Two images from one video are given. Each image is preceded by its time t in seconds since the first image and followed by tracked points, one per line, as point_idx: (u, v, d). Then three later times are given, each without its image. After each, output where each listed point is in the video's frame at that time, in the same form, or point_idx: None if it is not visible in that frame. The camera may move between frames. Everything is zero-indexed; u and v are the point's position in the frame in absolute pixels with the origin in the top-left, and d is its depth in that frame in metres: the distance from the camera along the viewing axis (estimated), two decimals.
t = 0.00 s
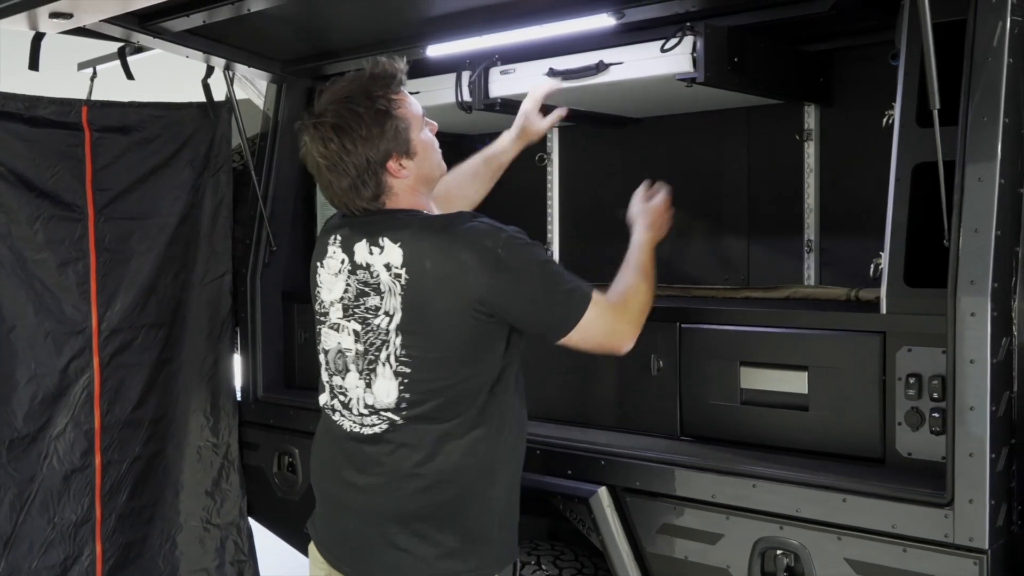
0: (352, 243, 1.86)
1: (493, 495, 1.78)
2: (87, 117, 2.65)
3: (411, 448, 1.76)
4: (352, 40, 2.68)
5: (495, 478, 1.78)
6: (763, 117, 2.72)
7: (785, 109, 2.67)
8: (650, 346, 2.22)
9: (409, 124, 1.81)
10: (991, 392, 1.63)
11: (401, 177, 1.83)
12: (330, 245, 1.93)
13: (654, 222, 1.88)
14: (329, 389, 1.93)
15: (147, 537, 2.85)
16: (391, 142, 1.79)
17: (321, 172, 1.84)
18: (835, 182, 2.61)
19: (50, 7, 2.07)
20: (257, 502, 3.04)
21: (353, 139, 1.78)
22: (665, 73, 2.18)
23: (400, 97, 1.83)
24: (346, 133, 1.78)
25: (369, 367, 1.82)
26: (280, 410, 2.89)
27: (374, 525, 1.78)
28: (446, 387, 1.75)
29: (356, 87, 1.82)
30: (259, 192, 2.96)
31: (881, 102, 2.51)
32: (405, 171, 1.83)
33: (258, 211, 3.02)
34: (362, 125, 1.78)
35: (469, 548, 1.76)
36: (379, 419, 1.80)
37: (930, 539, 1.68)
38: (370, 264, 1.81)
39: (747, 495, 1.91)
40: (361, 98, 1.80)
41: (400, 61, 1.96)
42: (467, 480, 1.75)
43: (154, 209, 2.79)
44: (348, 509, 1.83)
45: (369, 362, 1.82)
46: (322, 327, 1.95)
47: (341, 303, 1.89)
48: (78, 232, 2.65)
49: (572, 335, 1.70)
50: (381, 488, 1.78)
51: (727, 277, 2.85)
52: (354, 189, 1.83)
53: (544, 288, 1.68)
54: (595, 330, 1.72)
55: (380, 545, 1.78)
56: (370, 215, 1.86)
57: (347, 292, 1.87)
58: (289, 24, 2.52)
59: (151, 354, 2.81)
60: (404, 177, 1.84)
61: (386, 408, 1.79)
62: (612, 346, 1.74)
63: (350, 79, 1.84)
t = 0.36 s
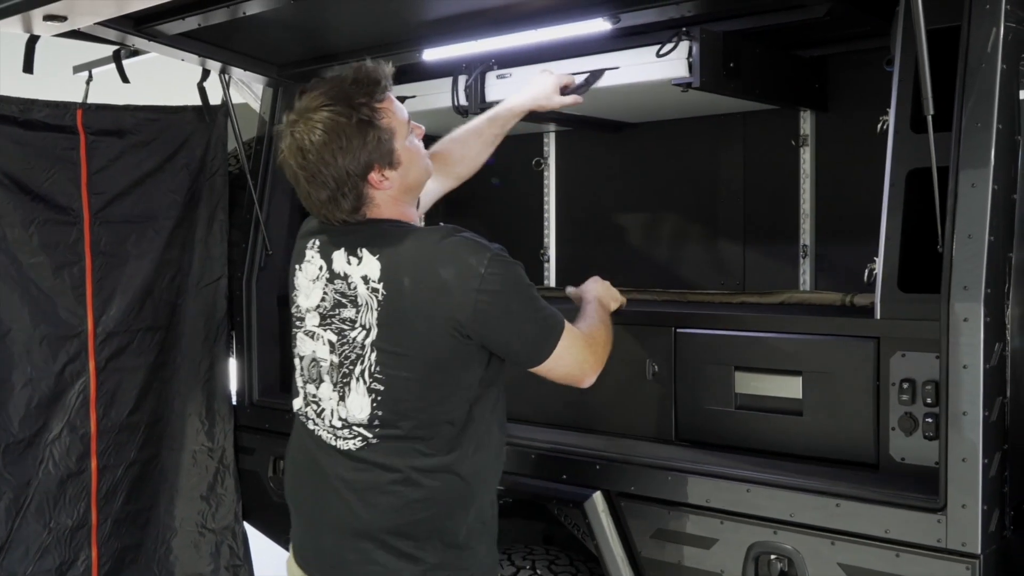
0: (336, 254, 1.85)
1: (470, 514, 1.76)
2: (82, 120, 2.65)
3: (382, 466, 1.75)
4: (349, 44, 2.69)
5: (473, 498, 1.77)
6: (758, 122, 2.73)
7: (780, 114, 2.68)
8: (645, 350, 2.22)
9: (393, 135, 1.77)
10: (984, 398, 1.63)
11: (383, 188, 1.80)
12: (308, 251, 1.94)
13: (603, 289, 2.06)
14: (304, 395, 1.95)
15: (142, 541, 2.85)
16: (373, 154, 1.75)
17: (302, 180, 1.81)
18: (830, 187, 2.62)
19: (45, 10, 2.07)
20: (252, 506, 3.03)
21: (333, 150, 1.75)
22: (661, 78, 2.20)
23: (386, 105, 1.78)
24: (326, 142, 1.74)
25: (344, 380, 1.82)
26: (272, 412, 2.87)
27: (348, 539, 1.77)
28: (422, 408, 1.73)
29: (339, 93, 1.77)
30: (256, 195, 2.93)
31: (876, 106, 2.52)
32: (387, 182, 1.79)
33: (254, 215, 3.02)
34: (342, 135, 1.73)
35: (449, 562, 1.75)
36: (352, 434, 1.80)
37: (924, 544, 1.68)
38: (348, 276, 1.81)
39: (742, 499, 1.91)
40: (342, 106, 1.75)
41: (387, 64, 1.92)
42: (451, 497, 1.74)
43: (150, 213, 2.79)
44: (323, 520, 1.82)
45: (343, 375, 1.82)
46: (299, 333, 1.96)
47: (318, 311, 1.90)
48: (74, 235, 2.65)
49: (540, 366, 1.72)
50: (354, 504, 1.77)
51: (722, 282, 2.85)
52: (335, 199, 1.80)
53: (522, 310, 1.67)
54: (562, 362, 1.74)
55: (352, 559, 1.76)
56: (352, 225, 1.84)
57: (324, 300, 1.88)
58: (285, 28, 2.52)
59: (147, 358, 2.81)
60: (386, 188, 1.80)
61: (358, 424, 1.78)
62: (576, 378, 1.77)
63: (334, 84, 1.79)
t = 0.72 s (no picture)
0: (300, 262, 1.77)
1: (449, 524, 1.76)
2: (82, 123, 2.65)
3: (357, 483, 1.70)
4: (347, 47, 2.69)
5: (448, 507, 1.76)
6: (757, 126, 2.72)
7: (779, 118, 2.67)
8: (642, 356, 2.22)
9: (355, 145, 1.67)
10: (980, 406, 1.62)
11: (345, 199, 1.70)
12: (271, 260, 1.84)
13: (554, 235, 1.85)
14: (266, 411, 1.86)
15: (141, 543, 2.85)
16: (335, 165, 1.66)
17: (260, 192, 1.71)
18: (830, 191, 2.61)
19: (43, 14, 2.07)
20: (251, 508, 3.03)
21: (292, 162, 1.64)
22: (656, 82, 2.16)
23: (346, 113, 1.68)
24: (284, 155, 1.64)
25: (313, 396, 1.73)
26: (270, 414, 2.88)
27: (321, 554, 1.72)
28: (395, 424, 1.67)
29: (297, 100, 1.67)
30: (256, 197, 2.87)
31: (875, 111, 2.51)
32: (350, 193, 1.70)
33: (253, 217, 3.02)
34: (301, 147, 1.63)
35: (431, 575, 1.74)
36: (323, 450, 1.72)
37: (919, 553, 1.68)
38: (316, 288, 1.72)
39: (737, 506, 1.91)
40: (301, 116, 1.64)
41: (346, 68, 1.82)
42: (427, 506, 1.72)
43: (150, 215, 2.79)
44: (293, 535, 1.77)
45: (312, 391, 1.73)
46: (261, 347, 1.86)
47: (283, 324, 1.80)
48: (74, 238, 2.66)
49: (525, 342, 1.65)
50: (327, 519, 1.71)
51: (721, 286, 2.84)
52: (295, 212, 1.71)
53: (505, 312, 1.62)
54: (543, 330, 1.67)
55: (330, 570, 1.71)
56: (313, 238, 1.74)
57: (289, 314, 1.78)
58: (284, 31, 2.52)
59: (147, 360, 2.81)
60: (349, 199, 1.71)
61: (330, 441, 1.70)
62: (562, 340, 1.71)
63: (291, 91, 1.68)
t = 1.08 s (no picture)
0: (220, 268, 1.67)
1: (404, 513, 1.78)
2: (90, 128, 2.65)
3: (298, 488, 1.66)
4: (353, 52, 2.70)
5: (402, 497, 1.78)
6: (763, 131, 2.72)
7: (785, 123, 2.66)
8: (645, 362, 2.21)
9: (269, 154, 1.60)
10: (982, 413, 1.62)
11: (261, 209, 1.63)
12: (190, 272, 1.71)
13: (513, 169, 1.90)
14: (194, 430, 1.75)
15: (147, 546, 2.86)
16: (249, 174, 1.58)
17: (173, 199, 1.63)
18: (835, 197, 2.61)
19: (48, 18, 2.08)
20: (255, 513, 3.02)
21: (203, 169, 1.57)
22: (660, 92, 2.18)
23: (262, 120, 1.62)
24: (195, 163, 1.56)
25: (242, 408, 1.65)
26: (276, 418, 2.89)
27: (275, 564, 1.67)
28: (331, 425, 1.64)
29: (211, 106, 1.59)
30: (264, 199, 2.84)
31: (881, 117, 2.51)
32: (265, 203, 1.63)
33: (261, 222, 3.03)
34: (214, 154, 1.56)
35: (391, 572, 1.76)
36: (258, 462, 1.65)
37: (920, 561, 1.67)
38: (238, 296, 1.62)
39: (738, 513, 1.90)
40: (215, 123, 1.57)
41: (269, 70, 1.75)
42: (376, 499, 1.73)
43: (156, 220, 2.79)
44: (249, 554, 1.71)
45: (240, 401, 1.65)
46: (184, 362, 1.74)
47: (207, 336, 1.68)
48: (81, 242, 2.67)
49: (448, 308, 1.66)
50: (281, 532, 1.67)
51: (726, 291, 2.83)
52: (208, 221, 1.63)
53: (424, 292, 1.62)
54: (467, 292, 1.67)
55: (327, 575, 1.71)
56: (227, 248, 1.66)
57: (213, 324, 1.67)
58: (290, 36, 2.53)
59: (154, 363, 2.82)
60: (264, 209, 1.64)
61: (264, 451, 1.64)
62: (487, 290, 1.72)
63: (204, 96, 1.62)
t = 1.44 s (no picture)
0: (127, 261, 1.88)
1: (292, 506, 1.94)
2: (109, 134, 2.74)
3: (185, 478, 1.83)
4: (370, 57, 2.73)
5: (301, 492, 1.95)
6: (777, 133, 2.71)
7: (799, 126, 2.66)
8: (657, 365, 2.22)
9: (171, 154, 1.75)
10: (989, 418, 1.61)
11: (164, 206, 1.78)
12: (104, 265, 1.95)
13: (456, 133, 2.04)
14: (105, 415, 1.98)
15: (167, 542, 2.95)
16: (148, 172, 1.72)
17: (75, 192, 1.78)
18: (850, 199, 2.59)
19: (66, 26, 2.13)
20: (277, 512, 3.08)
21: (103, 165, 1.71)
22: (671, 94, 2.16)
23: (162, 120, 1.76)
24: (94, 158, 1.71)
25: (137, 398, 1.86)
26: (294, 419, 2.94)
27: (161, 542, 1.82)
28: (226, 417, 1.80)
29: (112, 105, 1.74)
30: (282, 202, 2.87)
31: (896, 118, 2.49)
32: (168, 200, 1.78)
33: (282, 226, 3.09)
34: (112, 151, 1.70)
35: (285, 553, 1.92)
36: (150, 451, 1.84)
37: (927, 566, 1.67)
38: (140, 287, 1.83)
39: (748, 517, 1.91)
40: (114, 118, 1.71)
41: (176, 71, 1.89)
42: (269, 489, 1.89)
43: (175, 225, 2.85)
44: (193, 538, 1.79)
45: (137, 392, 1.85)
46: (100, 352, 1.98)
47: (113, 329, 1.92)
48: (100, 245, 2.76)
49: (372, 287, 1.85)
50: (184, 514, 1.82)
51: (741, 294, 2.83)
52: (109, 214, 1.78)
53: (324, 281, 1.78)
54: (394, 267, 1.86)
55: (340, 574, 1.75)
56: (128, 240, 1.82)
57: (118, 317, 1.90)
58: (306, 41, 2.57)
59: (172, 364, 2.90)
60: (168, 206, 1.79)
61: (157, 442, 1.82)
62: (416, 263, 1.91)
63: (108, 94, 1.76)
